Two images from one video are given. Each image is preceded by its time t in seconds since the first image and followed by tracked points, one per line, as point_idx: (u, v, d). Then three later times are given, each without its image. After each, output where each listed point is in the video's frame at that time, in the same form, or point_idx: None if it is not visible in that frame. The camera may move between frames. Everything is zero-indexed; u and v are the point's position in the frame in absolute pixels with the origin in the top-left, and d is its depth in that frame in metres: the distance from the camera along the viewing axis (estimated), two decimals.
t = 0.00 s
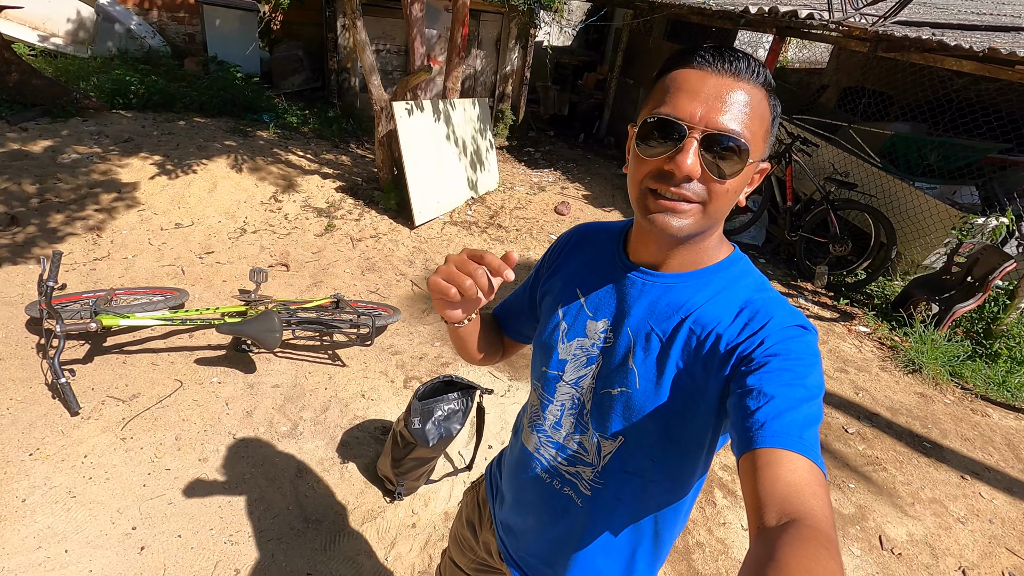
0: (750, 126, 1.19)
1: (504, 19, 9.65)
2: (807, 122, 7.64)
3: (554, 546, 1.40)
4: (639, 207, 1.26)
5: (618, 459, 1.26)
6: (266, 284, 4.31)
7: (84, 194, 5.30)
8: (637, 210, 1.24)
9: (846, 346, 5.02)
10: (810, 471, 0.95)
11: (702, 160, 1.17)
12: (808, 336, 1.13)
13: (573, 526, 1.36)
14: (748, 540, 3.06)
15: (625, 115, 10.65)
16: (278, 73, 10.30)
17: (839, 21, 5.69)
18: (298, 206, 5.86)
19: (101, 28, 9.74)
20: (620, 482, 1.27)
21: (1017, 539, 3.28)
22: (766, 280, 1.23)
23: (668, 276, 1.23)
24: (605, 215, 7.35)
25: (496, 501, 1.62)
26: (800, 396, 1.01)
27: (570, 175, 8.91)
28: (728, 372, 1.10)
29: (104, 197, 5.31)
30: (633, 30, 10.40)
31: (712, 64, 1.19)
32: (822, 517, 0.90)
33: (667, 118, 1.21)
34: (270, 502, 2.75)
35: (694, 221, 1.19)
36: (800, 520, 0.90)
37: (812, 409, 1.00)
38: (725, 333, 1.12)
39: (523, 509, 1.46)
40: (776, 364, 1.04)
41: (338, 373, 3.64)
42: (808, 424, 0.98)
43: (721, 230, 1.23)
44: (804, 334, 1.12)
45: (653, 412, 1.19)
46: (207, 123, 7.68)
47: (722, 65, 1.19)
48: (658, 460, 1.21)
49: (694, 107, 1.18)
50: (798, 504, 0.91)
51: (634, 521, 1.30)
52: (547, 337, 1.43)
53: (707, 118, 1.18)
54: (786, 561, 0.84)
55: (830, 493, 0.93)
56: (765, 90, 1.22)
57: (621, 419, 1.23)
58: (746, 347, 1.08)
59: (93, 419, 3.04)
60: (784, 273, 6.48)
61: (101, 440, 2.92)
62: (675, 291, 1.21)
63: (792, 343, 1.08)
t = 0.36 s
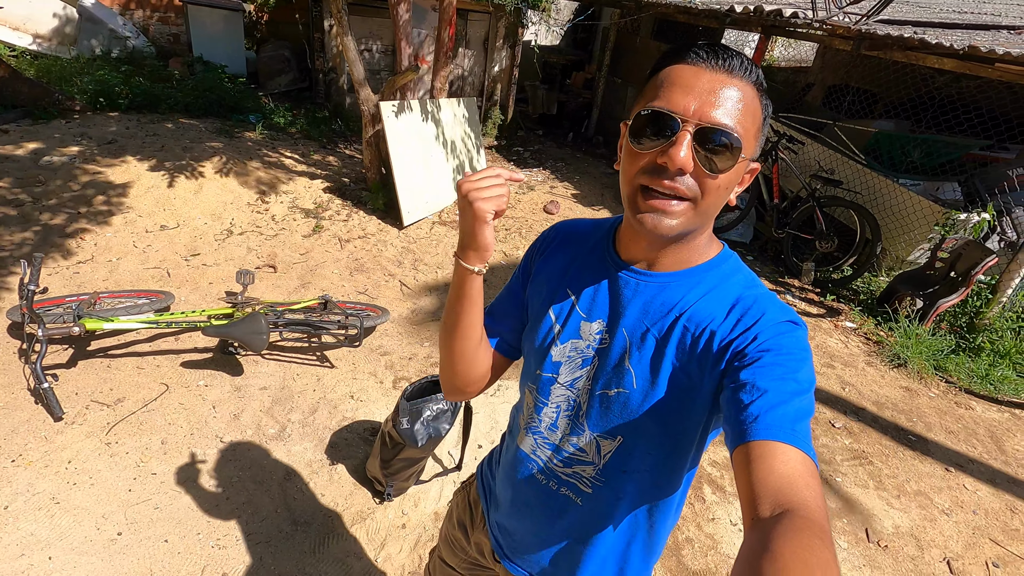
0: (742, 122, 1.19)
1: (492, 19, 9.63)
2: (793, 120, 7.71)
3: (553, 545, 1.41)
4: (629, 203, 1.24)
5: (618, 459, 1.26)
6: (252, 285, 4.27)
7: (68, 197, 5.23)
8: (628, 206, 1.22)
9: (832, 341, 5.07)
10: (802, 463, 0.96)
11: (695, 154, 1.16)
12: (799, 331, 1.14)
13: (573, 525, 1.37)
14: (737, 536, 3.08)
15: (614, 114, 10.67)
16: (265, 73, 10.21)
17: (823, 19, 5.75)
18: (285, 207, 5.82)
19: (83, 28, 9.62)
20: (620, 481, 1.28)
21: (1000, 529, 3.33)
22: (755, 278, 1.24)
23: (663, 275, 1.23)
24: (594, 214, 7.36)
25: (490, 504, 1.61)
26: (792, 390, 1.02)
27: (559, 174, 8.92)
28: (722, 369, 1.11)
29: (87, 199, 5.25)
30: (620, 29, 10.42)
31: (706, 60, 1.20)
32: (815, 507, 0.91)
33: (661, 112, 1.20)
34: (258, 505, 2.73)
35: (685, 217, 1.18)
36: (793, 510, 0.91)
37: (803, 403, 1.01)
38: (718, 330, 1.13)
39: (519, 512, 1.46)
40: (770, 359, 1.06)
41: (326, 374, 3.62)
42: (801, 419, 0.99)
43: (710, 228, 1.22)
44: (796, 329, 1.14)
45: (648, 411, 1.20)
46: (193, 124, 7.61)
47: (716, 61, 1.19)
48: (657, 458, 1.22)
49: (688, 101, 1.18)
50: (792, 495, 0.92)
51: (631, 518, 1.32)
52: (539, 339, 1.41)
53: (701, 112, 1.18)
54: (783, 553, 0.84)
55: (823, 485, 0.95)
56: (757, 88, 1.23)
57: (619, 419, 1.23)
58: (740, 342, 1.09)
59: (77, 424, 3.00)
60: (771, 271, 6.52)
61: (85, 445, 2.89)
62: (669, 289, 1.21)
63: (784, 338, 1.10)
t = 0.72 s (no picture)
0: (745, 127, 1.20)
1: (479, 19, 9.62)
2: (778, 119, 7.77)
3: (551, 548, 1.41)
4: (630, 207, 1.23)
5: (617, 463, 1.27)
6: (238, 288, 4.23)
7: (49, 200, 5.16)
8: (628, 210, 1.22)
9: (818, 338, 5.11)
10: (796, 463, 0.97)
11: (700, 160, 1.17)
12: (792, 334, 1.16)
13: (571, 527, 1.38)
14: (725, 533, 3.10)
15: (602, 113, 10.68)
16: (249, 74, 10.11)
17: (807, 19, 5.80)
18: (271, 208, 5.78)
19: (64, 28, 9.46)
20: (619, 483, 1.29)
21: (983, 522, 3.38)
22: (749, 281, 1.26)
23: (660, 280, 1.22)
24: (582, 213, 7.38)
25: (483, 509, 1.59)
26: (787, 392, 1.04)
27: (547, 173, 8.93)
28: (720, 373, 1.12)
29: (69, 203, 5.17)
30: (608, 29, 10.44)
31: (712, 64, 1.21)
32: (809, 506, 0.92)
33: (666, 116, 1.20)
34: (244, 510, 2.71)
35: (687, 223, 1.18)
36: (788, 510, 0.92)
37: (798, 404, 1.03)
38: (715, 334, 1.14)
39: (515, 518, 1.45)
40: (765, 362, 1.07)
41: (314, 377, 3.59)
42: (795, 419, 1.01)
43: (709, 233, 1.23)
44: (789, 332, 1.15)
45: (646, 414, 1.20)
46: (177, 125, 7.53)
47: (722, 67, 1.21)
48: (656, 460, 1.24)
49: (693, 106, 1.19)
50: (786, 494, 0.93)
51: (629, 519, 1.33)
52: (533, 346, 1.38)
53: (706, 117, 1.19)
54: (780, 554, 0.86)
55: (816, 483, 0.96)
56: (758, 94, 1.25)
57: (618, 424, 1.24)
58: (735, 346, 1.11)
59: (58, 431, 2.96)
60: (758, 268, 6.57)
61: (67, 452, 2.85)
62: (667, 294, 1.21)
63: (778, 341, 1.11)
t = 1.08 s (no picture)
0: (724, 119, 1.20)
1: (465, 19, 9.57)
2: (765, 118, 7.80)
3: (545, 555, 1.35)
4: (613, 203, 1.24)
5: (611, 462, 1.23)
6: (221, 292, 4.17)
7: (25, 203, 5.05)
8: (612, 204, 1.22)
9: (805, 336, 5.14)
10: (786, 458, 0.98)
11: (680, 151, 1.16)
12: (781, 330, 1.16)
13: (568, 534, 1.32)
14: (714, 534, 3.08)
15: (589, 113, 10.68)
16: (233, 74, 9.97)
17: (792, 19, 5.83)
18: (255, 210, 5.69)
19: (40, 27, 9.28)
20: (613, 484, 1.25)
21: (969, 518, 3.40)
22: (738, 279, 1.27)
23: (651, 278, 1.23)
24: (570, 213, 7.36)
25: (478, 518, 1.55)
26: (776, 387, 1.04)
27: (535, 173, 8.90)
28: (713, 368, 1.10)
29: (47, 206, 5.07)
30: (595, 29, 10.44)
31: (691, 60, 1.23)
32: (800, 502, 0.93)
33: (646, 109, 1.21)
34: (226, 520, 2.65)
35: (671, 215, 1.16)
36: (780, 505, 0.93)
37: (788, 400, 1.03)
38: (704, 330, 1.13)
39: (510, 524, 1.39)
40: (755, 358, 1.07)
41: (298, 382, 3.54)
42: (783, 413, 1.01)
43: (694, 229, 1.23)
44: (778, 328, 1.15)
45: (639, 412, 1.18)
46: (159, 126, 7.41)
47: (701, 62, 1.22)
48: (650, 459, 1.21)
49: (671, 98, 1.19)
50: (777, 490, 0.94)
51: (625, 523, 1.28)
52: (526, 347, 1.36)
53: (685, 109, 1.19)
54: (771, 547, 0.86)
55: (806, 478, 0.97)
56: (738, 88, 1.26)
57: (611, 423, 1.21)
58: (725, 342, 1.10)
59: (33, 440, 2.88)
60: (745, 267, 6.59)
61: (43, 463, 2.77)
62: (656, 292, 1.21)
63: (767, 337, 1.11)
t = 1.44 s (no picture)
0: (713, 123, 1.19)
1: (450, 18, 9.50)
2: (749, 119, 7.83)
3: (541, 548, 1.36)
4: (604, 206, 1.22)
5: (607, 460, 1.22)
6: (196, 295, 4.07)
7: None
8: (603, 208, 1.22)
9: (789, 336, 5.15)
10: (781, 458, 0.96)
11: (667, 154, 1.16)
12: (776, 330, 1.13)
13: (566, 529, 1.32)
14: (697, 537, 3.06)
15: (575, 112, 10.65)
16: (214, 73, 9.80)
17: (774, 19, 5.85)
18: (234, 211, 5.59)
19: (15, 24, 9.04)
20: (610, 482, 1.24)
21: (949, 518, 3.40)
22: (735, 280, 1.23)
23: (645, 278, 1.21)
24: (556, 214, 7.33)
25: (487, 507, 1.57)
26: (770, 387, 1.01)
27: (521, 174, 8.86)
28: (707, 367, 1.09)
29: (16, 207, 4.93)
30: (580, 29, 10.42)
31: (678, 63, 1.20)
32: (794, 501, 0.92)
33: (632, 115, 1.20)
34: (196, 532, 2.57)
35: (660, 218, 1.17)
36: (773, 505, 0.91)
37: (782, 400, 1.01)
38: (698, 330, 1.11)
39: (513, 516, 1.41)
40: (748, 358, 1.05)
41: (275, 388, 3.46)
42: (777, 414, 0.99)
43: (689, 229, 1.22)
44: (773, 328, 1.12)
45: (632, 411, 1.17)
46: (136, 126, 7.26)
47: (686, 66, 1.20)
48: (645, 457, 1.20)
49: (656, 104, 1.18)
50: (772, 489, 0.93)
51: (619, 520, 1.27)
52: (523, 345, 1.36)
53: (671, 113, 1.17)
54: (764, 547, 0.86)
55: (801, 478, 0.95)
56: (728, 90, 1.23)
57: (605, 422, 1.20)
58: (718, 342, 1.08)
59: None
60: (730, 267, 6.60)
61: (5, 474, 2.68)
62: (650, 293, 1.19)
63: (761, 337, 1.09)
